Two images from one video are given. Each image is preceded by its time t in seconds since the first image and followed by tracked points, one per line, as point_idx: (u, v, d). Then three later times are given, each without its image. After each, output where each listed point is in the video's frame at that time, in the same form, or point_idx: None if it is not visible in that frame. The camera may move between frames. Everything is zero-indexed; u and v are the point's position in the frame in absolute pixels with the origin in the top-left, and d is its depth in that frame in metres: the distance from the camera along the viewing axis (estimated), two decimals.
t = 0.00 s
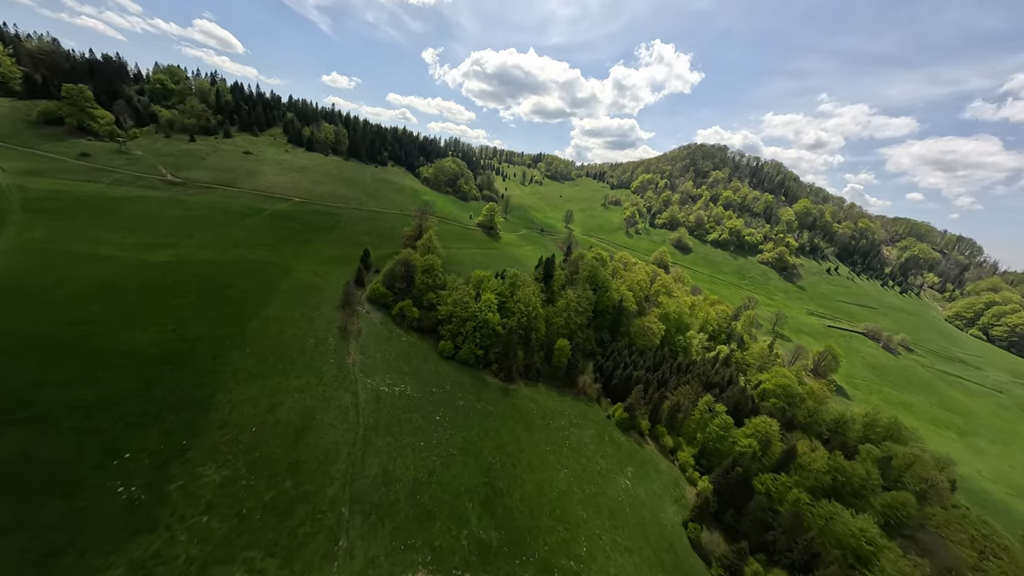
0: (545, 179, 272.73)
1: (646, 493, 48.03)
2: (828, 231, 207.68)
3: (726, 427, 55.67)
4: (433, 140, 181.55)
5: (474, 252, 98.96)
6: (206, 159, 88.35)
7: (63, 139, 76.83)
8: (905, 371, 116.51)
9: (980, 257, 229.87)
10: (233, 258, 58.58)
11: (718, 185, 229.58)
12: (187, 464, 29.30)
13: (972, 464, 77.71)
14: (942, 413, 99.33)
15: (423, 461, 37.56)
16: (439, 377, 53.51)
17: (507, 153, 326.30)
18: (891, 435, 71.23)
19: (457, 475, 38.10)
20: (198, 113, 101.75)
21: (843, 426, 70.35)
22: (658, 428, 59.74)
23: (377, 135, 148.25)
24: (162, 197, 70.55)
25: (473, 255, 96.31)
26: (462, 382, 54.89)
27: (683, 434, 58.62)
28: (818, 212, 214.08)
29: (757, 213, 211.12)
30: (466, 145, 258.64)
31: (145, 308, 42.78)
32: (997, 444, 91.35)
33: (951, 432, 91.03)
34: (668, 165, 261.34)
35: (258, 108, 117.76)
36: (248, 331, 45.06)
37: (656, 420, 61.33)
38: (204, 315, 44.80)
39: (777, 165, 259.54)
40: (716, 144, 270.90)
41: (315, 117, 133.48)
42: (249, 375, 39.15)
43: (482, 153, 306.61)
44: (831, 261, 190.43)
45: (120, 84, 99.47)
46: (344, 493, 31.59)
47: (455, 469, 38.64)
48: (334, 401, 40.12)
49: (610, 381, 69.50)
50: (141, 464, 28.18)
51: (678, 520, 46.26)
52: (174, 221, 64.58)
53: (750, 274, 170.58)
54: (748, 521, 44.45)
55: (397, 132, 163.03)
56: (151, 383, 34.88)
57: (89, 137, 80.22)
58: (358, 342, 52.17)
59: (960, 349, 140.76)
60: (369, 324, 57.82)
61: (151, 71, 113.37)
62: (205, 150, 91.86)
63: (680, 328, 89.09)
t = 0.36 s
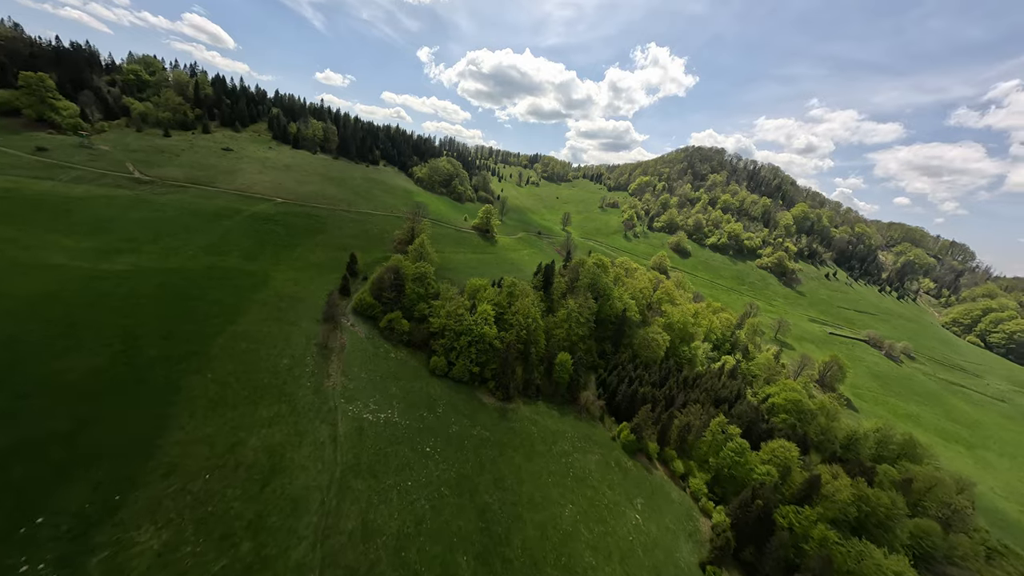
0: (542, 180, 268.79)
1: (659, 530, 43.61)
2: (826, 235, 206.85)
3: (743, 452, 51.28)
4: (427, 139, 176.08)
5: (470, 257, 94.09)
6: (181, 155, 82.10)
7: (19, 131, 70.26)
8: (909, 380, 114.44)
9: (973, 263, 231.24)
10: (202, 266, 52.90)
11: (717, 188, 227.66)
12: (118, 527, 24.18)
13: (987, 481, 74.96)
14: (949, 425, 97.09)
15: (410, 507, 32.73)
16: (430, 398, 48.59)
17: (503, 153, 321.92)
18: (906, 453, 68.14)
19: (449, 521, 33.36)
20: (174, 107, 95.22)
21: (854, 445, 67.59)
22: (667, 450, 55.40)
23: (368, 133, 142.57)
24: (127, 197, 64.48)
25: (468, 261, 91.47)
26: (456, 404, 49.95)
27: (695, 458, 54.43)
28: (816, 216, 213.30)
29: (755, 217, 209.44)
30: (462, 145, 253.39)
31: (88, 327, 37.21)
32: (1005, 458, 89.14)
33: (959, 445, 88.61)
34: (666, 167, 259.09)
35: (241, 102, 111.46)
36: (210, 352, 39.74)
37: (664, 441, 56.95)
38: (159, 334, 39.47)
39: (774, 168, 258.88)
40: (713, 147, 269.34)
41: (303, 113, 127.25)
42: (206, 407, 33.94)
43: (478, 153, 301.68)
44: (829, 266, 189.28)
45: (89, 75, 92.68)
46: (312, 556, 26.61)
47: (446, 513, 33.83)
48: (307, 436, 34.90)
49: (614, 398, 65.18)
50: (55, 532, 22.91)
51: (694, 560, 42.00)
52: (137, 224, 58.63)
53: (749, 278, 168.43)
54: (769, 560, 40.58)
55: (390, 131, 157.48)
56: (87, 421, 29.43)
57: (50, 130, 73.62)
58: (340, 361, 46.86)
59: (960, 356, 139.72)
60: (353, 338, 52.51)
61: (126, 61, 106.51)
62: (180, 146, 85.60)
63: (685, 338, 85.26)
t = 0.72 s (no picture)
0: (537, 181, 264.62)
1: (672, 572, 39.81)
2: (821, 239, 206.69)
3: (761, 479, 47.42)
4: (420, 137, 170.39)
5: (463, 262, 89.13)
6: (149, 151, 75.68)
7: None
8: (910, 388, 112.97)
9: (964, 268, 233.76)
10: (161, 277, 47.30)
11: (713, 191, 226.24)
12: None
13: (1000, 497, 72.48)
14: (953, 435, 95.33)
15: (394, 567, 28.58)
16: (421, 423, 43.66)
17: (498, 153, 317.11)
18: (920, 471, 65.30)
19: None
20: (145, 98, 88.47)
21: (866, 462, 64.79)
22: (678, 476, 51.39)
23: (358, 130, 136.65)
24: (82, 196, 58.21)
25: (461, 266, 86.44)
26: (451, 429, 45.12)
27: (708, 484, 50.49)
28: (812, 220, 213.11)
29: (752, 220, 208.13)
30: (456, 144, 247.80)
31: (13, 351, 31.71)
32: (1010, 469, 87.57)
33: (965, 457, 86.71)
34: (662, 169, 257.05)
35: (220, 95, 104.84)
36: (160, 382, 34.25)
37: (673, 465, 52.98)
38: (98, 360, 33.88)
39: (770, 171, 258.73)
40: (710, 149, 268.54)
41: (288, 108, 120.83)
42: (148, 453, 28.70)
43: (473, 153, 296.42)
44: (826, 270, 188.73)
45: (50, 62, 85.46)
46: None
47: (436, 572, 29.76)
48: (274, 484, 30.25)
49: (619, 416, 61.06)
50: None
51: None
52: (91, 226, 52.60)
53: (747, 283, 166.69)
54: None
55: (381, 128, 151.64)
56: None
57: None
58: (317, 384, 41.69)
59: (957, 362, 139.38)
60: (333, 356, 47.19)
61: (94, 49, 99.15)
62: (150, 141, 79.17)
63: (689, 349, 81.62)
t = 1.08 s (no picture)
0: (532, 181, 260.35)
1: None
2: (816, 243, 206.80)
3: (782, 512, 43.63)
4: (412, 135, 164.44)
5: (456, 267, 84.15)
6: (110, 146, 68.98)
7: None
8: (910, 395, 111.79)
9: (952, 271, 237.04)
10: (110, 289, 41.37)
11: (709, 193, 224.99)
12: None
13: (1010, 512, 70.64)
14: (956, 444, 93.94)
15: None
16: (409, 455, 38.89)
17: (492, 153, 311.70)
18: (934, 489, 62.73)
19: None
20: (110, 88, 81.33)
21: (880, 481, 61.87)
22: (690, 504, 47.60)
23: (346, 127, 130.41)
24: (26, 195, 51.69)
25: (454, 272, 81.44)
26: (443, 460, 40.43)
27: (722, 514, 46.78)
28: (806, 223, 213.23)
29: (748, 223, 207.24)
30: (449, 143, 241.83)
31: None
32: (1013, 479, 86.36)
33: (970, 468, 85.09)
34: (658, 170, 255.09)
35: (195, 87, 97.79)
36: (92, 421, 28.72)
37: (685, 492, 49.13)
38: (18, 394, 28.43)
39: (764, 174, 258.94)
40: (705, 151, 267.75)
41: (270, 101, 114.02)
42: (67, 519, 23.54)
43: (466, 152, 290.57)
44: (821, 274, 188.49)
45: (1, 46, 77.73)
46: None
47: None
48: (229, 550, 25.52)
49: (624, 435, 56.92)
50: None
51: None
52: (33, 230, 46.31)
53: (744, 287, 165.04)
54: None
55: (371, 125, 145.40)
56: None
57: None
58: (288, 413, 36.50)
59: (952, 367, 139.44)
60: (310, 378, 41.92)
61: (54, 34, 91.23)
62: (113, 134, 72.43)
63: (694, 359, 78.05)
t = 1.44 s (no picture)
0: (526, 181, 255.80)
1: None
2: (810, 245, 206.89)
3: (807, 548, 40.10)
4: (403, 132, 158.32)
5: (449, 273, 79.17)
6: (65, 139, 62.34)
7: None
8: (910, 401, 110.68)
9: (941, 274, 240.40)
10: (45, 305, 35.65)
11: (705, 195, 223.65)
12: None
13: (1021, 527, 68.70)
14: (959, 453, 92.56)
15: None
16: (396, 495, 34.16)
17: (486, 152, 306.29)
18: (949, 506, 60.23)
19: None
20: (68, 76, 74.17)
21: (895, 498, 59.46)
22: (706, 536, 43.94)
23: (333, 123, 124.16)
24: None
25: (447, 278, 76.44)
26: (435, 499, 35.82)
27: (740, 546, 43.25)
28: (801, 226, 213.37)
29: (743, 225, 206.28)
30: (442, 141, 235.75)
31: None
32: (1017, 489, 85.09)
33: (976, 478, 83.46)
34: (653, 171, 253.13)
35: (167, 77, 90.79)
36: None
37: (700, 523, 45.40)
38: None
39: (758, 176, 259.11)
40: (699, 153, 266.92)
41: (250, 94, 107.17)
42: None
43: (459, 151, 284.87)
44: (816, 277, 188.28)
45: None
46: None
47: None
48: None
49: (631, 457, 53.03)
50: None
51: None
52: None
53: (741, 290, 163.53)
54: None
55: (360, 122, 139.13)
56: None
57: None
58: (253, 451, 31.61)
59: (946, 371, 139.57)
60: (283, 406, 36.85)
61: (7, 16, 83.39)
62: (69, 126, 65.62)
63: (699, 369, 74.48)
